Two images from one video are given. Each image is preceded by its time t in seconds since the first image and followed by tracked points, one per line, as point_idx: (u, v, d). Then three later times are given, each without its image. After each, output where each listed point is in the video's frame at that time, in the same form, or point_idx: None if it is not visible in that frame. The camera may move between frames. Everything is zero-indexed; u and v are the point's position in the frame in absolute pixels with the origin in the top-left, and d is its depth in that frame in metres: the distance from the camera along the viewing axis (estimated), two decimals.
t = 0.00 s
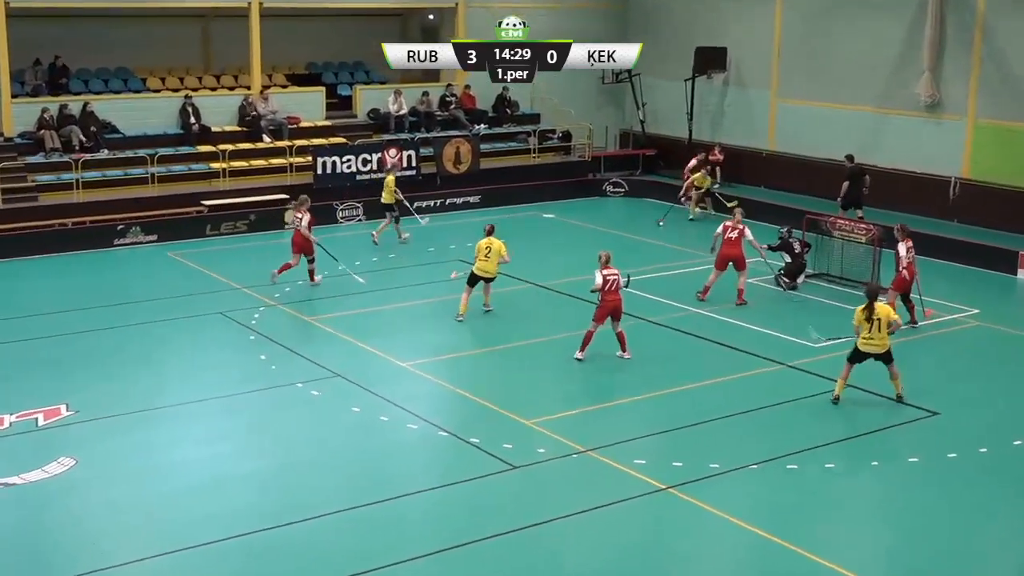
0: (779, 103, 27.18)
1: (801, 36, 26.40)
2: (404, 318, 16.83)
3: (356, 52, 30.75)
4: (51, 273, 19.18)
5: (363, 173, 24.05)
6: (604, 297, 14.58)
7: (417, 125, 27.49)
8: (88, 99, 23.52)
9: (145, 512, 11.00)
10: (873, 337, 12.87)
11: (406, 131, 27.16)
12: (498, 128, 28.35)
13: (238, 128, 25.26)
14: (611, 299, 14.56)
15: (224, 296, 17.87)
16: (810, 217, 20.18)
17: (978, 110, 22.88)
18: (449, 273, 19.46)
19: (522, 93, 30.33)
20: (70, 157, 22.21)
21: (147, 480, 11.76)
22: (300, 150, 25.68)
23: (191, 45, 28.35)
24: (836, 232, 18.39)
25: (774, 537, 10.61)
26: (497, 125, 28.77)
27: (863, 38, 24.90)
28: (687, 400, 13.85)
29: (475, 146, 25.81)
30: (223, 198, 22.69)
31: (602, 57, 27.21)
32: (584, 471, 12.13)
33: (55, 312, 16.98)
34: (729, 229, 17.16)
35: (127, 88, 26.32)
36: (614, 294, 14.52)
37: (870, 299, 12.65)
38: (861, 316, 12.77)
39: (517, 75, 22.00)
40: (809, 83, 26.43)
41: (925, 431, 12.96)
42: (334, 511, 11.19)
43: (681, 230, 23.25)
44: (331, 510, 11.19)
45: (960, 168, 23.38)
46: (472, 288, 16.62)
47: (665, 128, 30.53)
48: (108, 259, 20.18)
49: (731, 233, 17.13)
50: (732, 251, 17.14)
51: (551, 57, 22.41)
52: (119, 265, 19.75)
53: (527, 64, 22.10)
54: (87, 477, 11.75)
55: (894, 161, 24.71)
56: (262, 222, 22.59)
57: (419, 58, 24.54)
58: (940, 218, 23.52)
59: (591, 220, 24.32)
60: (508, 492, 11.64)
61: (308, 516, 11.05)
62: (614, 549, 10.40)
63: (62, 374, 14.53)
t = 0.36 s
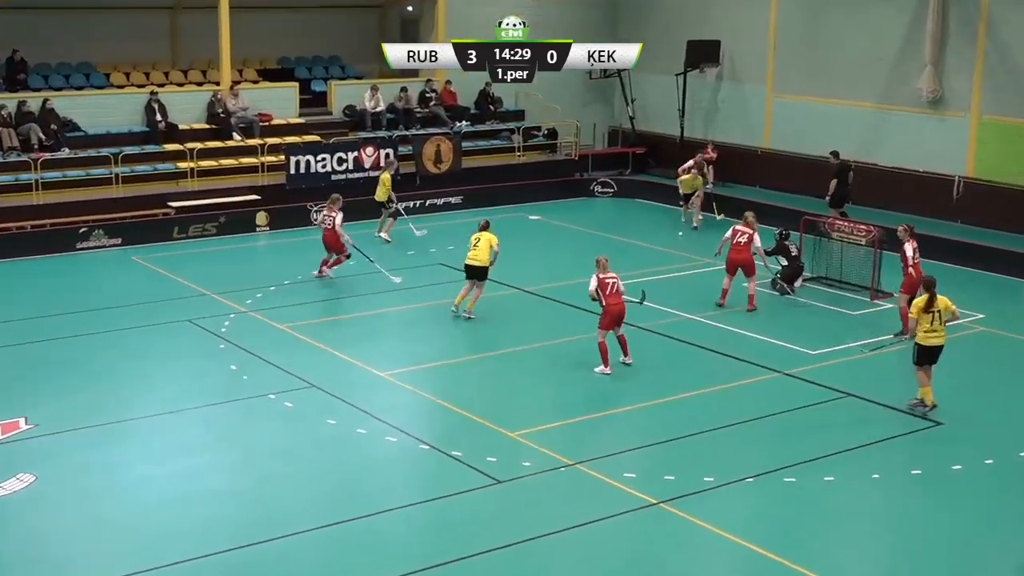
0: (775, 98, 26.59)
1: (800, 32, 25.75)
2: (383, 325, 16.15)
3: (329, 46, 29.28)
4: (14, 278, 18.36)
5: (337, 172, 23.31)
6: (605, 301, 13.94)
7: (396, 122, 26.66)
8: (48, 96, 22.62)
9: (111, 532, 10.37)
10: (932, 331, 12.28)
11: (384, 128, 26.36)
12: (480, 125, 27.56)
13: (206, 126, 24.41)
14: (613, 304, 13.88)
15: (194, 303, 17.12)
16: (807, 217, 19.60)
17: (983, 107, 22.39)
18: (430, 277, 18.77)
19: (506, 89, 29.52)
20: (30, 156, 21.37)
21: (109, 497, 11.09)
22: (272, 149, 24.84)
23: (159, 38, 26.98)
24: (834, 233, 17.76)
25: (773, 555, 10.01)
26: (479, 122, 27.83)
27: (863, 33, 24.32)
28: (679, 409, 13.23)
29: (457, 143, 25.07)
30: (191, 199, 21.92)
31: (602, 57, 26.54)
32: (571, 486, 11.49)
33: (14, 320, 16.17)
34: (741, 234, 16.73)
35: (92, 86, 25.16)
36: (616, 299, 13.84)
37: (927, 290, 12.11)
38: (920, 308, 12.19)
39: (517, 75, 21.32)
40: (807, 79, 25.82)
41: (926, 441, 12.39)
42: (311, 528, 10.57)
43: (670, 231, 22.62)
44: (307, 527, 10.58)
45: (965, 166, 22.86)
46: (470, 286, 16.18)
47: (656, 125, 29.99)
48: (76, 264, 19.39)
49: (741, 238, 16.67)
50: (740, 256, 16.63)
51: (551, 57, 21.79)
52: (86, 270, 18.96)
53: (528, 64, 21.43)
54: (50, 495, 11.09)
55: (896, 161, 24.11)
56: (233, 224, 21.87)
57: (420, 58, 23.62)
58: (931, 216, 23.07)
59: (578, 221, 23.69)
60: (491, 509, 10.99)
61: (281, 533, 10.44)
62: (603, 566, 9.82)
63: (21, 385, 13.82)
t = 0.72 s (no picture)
0: (772, 92, 25.97)
1: (799, 25, 25.18)
2: (362, 332, 15.52)
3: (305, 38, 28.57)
4: None
5: (314, 172, 22.67)
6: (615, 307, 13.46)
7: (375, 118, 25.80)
8: (7, 90, 21.82)
9: (73, 551, 9.74)
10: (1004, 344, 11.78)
11: (361, 125, 25.60)
12: (464, 121, 27.08)
13: (174, 122, 23.76)
14: (618, 310, 13.44)
15: (163, 309, 16.45)
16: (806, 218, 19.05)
17: (989, 101, 21.89)
18: (413, 280, 18.15)
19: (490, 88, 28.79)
20: None
21: (68, 514, 10.45)
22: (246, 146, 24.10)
23: (127, 30, 26.19)
24: (834, 233, 17.16)
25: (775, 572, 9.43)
26: (462, 117, 27.36)
27: (864, 25, 23.77)
28: (671, 419, 12.65)
29: (440, 140, 24.42)
30: (160, 199, 21.24)
31: (602, 58, 25.32)
32: (559, 499, 10.89)
33: None
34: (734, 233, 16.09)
35: (52, 78, 24.38)
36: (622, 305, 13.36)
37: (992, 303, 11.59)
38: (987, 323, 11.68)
39: (518, 75, 20.72)
40: (806, 73, 25.23)
41: (931, 450, 11.83)
42: (291, 543, 9.99)
43: (662, 232, 22.05)
44: (286, 543, 9.98)
45: (969, 163, 22.34)
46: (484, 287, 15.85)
47: (648, 122, 29.25)
48: (43, 268, 18.67)
49: (736, 237, 15.98)
50: (737, 256, 15.99)
51: (552, 57, 21.15)
52: (55, 274, 18.26)
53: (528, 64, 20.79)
54: (5, 512, 10.43)
55: (897, 159, 23.57)
56: (205, 225, 21.20)
57: (420, 58, 22.96)
58: (936, 215, 22.76)
59: (568, 222, 23.09)
60: (475, 524, 10.38)
61: (263, 548, 9.87)
62: None
63: None
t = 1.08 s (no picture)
0: (792, 86, 25.54)
1: (818, 18, 24.74)
2: (365, 334, 15.07)
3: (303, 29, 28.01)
4: None
5: (314, 168, 22.21)
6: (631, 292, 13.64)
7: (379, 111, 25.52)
8: None
9: (69, 559, 9.32)
10: None
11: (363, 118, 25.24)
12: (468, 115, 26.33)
13: (168, 116, 23.27)
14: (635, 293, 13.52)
15: (158, 309, 16.00)
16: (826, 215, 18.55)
17: (1016, 94, 21.41)
18: (418, 281, 17.70)
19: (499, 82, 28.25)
20: None
21: (52, 523, 9.97)
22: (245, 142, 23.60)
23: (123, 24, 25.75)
24: (855, 233, 16.70)
25: None
26: (468, 111, 26.86)
27: (886, 18, 23.32)
28: (685, 425, 12.19)
29: (445, 135, 23.96)
30: (155, 195, 20.78)
31: (602, 58, 24.15)
32: (569, 509, 10.41)
33: None
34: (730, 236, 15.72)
35: (42, 70, 23.81)
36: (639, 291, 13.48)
37: None
38: None
39: (517, 75, 20.22)
40: (825, 66, 24.79)
41: (957, 459, 11.36)
42: (286, 554, 9.49)
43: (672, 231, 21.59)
44: (281, 555, 9.47)
45: (998, 160, 21.82)
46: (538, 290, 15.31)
47: (661, 116, 28.89)
48: (36, 267, 18.24)
49: (736, 237, 15.65)
50: (738, 257, 15.71)
51: (551, 57, 20.39)
52: (48, 273, 17.81)
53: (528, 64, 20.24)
54: None
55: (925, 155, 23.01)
56: (199, 223, 20.76)
57: (419, 58, 22.35)
58: (962, 213, 21.94)
59: (576, 221, 22.63)
60: (481, 535, 9.90)
61: (257, 560, 9.37)
62: None
63: None
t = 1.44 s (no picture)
0: (829, 82, 25.45)
1: (856, 14, 24.62)
2: (402, 330, 15.14)
3: (341, 28, 28.02)
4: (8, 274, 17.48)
5: (350, 164, 22.29)
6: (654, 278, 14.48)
7: (415, 108, 25.52)
8: (34, 79, 21.58)
9: (91, 556, 9.34)
10: None
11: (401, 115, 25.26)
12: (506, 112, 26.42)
13: (207, 112, 23.38)
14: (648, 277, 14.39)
15: (194, 304, 16.13)
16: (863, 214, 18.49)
17: None
18: (454, 277, 17.74)
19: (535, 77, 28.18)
20: (16, 144, 20.45)
21: (93, 515, 10.10)
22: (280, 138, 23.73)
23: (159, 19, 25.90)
24: (895, 231, 16.69)
25: None
26: (505, 107, 26.81)
27: (926, 14, 23.16)
28: (721, 423, 12.18)
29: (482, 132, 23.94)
30: (188, 190, 20.93)
31: (602, 58, 23.64)
32: (604, 506, 10.43)
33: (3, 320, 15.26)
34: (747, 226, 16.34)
35: (81, 66, 23.93)
36: (657, 276, 14.36)
37: None
38: None
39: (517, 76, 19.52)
40: (863, 63, 24.68)
41: (995, 460, 11.27)
42: (318, 549, 9.56)
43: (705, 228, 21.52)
44: (312, 550, 9.54)
45: None
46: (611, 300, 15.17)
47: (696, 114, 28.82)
48: (71, 260, 18.45)
49: (759, 237, 16.06)
50: (766, 254, 16.05)
51: (551, 57, 19.65)
52: (82, 267, 18.02)
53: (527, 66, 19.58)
54: (31, 511, 10.12)
55: (966, 153, 22.78)
56: (235, 219, 20.87)
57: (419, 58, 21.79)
58: (1002, 211, 21.76)
59: (608, 217, 22.59)
60: (517, 531, 9.94)
61: (289, 554, 9.45)
62: None
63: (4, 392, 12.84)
